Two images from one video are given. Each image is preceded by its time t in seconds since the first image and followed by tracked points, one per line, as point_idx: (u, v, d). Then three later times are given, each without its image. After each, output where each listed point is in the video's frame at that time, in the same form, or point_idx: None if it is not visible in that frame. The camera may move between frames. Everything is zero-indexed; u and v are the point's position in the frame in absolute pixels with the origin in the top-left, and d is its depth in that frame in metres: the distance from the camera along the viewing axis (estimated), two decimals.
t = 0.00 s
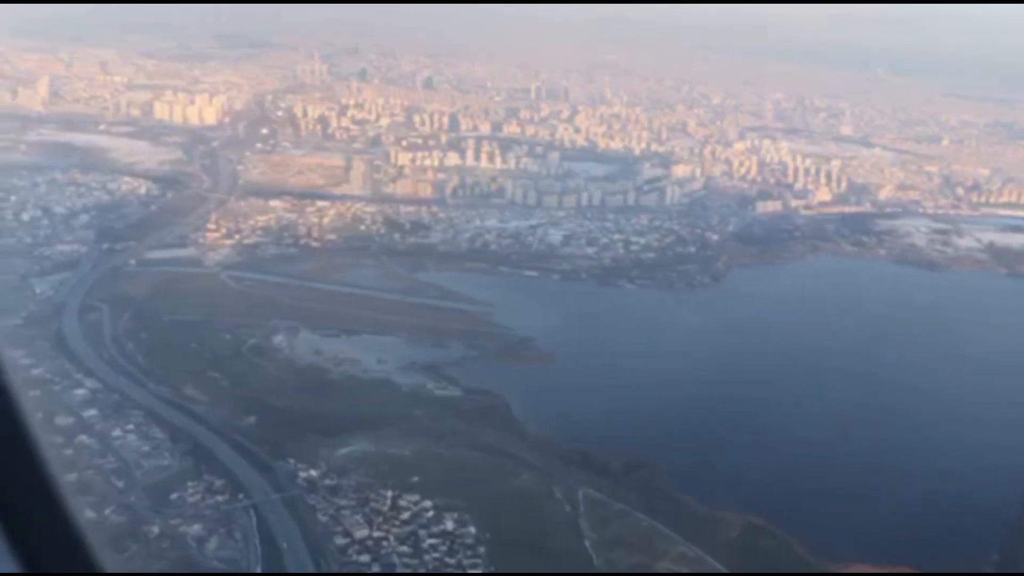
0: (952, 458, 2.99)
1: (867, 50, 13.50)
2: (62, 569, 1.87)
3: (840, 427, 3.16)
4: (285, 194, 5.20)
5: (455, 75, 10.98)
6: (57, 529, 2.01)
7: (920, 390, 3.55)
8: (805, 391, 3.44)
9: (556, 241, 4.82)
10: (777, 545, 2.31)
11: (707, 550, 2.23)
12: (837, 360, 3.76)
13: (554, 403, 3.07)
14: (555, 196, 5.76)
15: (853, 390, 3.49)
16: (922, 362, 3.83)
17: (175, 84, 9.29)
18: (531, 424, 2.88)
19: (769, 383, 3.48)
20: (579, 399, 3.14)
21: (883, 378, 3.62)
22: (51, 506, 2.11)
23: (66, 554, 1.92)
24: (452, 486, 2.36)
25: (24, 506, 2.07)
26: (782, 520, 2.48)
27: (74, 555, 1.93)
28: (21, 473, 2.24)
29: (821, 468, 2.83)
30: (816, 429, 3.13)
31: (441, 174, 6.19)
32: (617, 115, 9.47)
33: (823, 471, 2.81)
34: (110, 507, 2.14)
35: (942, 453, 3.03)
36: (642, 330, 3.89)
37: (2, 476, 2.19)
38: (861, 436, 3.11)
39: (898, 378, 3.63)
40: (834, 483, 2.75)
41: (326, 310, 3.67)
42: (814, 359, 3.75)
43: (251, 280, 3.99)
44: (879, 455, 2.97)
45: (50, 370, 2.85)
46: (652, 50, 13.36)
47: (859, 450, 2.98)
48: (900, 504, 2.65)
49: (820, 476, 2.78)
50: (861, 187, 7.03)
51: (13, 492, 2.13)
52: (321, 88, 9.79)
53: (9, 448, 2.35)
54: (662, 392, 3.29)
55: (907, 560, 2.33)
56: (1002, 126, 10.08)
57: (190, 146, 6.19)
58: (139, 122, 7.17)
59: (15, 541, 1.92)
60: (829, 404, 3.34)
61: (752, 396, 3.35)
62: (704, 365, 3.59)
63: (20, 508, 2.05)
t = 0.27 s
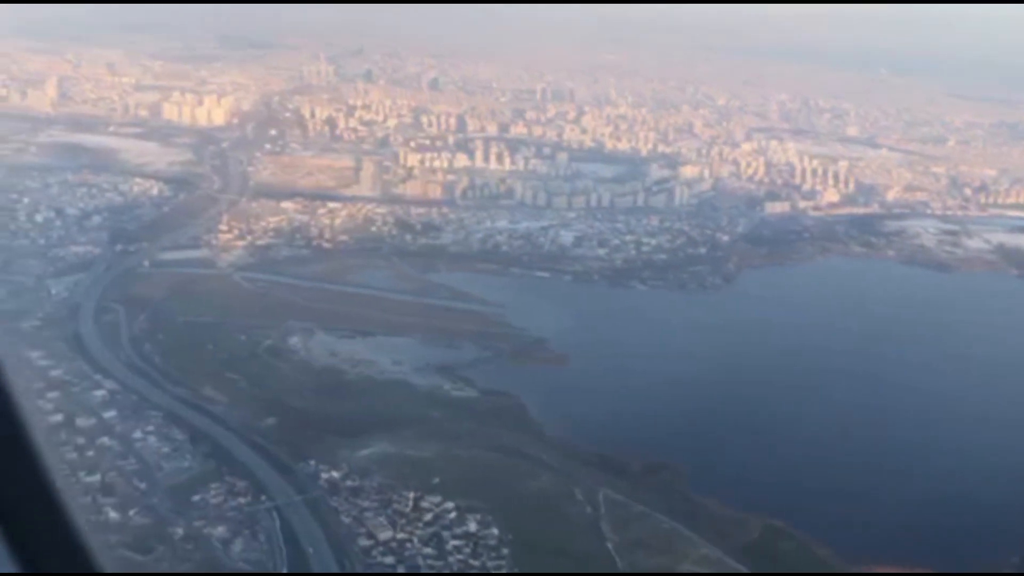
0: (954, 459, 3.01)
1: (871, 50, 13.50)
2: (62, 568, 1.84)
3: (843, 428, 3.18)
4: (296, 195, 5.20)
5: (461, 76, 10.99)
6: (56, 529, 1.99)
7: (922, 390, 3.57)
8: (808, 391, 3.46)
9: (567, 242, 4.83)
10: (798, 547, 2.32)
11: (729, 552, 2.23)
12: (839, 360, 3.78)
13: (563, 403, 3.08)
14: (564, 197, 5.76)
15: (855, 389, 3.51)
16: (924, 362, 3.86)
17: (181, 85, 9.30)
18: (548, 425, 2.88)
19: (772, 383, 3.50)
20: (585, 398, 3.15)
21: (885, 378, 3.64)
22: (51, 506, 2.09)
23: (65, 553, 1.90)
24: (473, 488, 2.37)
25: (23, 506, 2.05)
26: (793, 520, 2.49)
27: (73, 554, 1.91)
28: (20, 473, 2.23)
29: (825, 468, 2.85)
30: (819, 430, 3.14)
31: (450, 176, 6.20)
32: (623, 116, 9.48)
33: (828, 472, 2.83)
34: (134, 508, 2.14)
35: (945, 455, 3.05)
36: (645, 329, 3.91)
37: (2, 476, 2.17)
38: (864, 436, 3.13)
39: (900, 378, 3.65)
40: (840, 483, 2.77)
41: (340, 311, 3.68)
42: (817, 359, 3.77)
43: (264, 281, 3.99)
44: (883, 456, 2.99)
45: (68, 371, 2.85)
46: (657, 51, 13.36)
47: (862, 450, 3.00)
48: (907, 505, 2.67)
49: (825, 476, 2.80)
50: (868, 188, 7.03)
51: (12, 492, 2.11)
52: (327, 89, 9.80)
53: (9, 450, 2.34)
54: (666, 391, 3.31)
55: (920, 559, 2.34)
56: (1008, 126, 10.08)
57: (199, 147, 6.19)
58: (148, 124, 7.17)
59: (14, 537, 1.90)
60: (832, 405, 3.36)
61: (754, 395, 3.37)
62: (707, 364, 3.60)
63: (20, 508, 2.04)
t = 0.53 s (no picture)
0: (961, 460, 3.00)
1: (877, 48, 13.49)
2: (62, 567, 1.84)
3: (850, 427, 3.18)
4: (306, 195, 5.21)
5: (466, 75, 10.98)
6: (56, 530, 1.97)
7: (929, 390, 3.55)
8: (814, 390, 3.45)
9: (578, 241, 4.83)
10: (818, 547, 2.32)
11: (750, 552, 2.24)
12: (845, 360, 3.77)
13: (574, 404, 3.08)
14: (573, 196, 5.76)
15: (862, 389, 3.50)
16: (931, 362, 3.85)
17: (188, 84, 9.29)
18: (564, 426, 2.89)
19: (778, 382, 3.49)
20: (596, 398, 3.15)
21: (893, 378, 3.63)
22: (53, 506, 2.08)
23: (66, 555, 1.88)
24: (492, 487, 2.37)
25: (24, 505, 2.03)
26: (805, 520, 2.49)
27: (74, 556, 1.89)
28: (20, 473, 2.21)
29: (831, 469, 2.84)
30: (826, 429, 3.14)
31: (459, 175, 6.20)
32: (630, 115, 9.47)
33: (835, 472, 2.82)
34: (156, 508, 2.16)
35: (951, 455, 3.04)
36: (652, 329, 3.90)
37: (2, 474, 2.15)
38: (872, 436, 3.12)
39: (907, 378, 3.64)
40: (847, 483, 2.76)
41: (353, 311, 3.68)
42: (824, 358, 3.76)
43: (276, 280, 4.00)
44: (890, 456, 2.99)
45: (86, 371, 2.87)
46: (661, 50, 13.35)
47: (869, 450, 2.99)
48: (914, 506, 2.66)
49: (832, 476, 2.79)
50: (876, 187, 7.02)
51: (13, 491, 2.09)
52: (333, 88, 9.80)
53: (10, 449, 2.31)
54: (673, 390, 3.30)
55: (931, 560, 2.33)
56: (1015, 125, 10.06)
57: (208, 147, 6.19)
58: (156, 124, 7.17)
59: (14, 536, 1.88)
60: (838, 404, 3.35)
61: (761, 394, 3.37)
62: (713, 364, 3.60)
63: (21, 507, 2.02)
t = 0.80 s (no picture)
0: (970, 459, 2.99)
1: (882, 45, 13.46)
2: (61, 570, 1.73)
3: (857, 425, 3.17)
4: (316, 193, 5.21)
5: (471, 73, 10.98)
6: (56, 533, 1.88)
7: (936, 388, 3.55)
8: (821, 389, 3.44)
9: (589, 240, 4.83)
10: (839, 545, 2.33)
11: (773, 551, 2.25)
12: (851, 358, 3.76)
13: (587, 403, 3.08)
14: (583, 194, 5.76)
15: (869, 388, 3.50)
16: (938, 359, 3.84)
17: (194, 83, 9.29)
18: (580, 424, 2.89)
19: (785, 380, 3.48)
20: (607, 397, 3.15)
21: (901, 375, 3.63)
22: (53, 510, 1.99)
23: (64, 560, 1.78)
24: (513, 487, 2.38)
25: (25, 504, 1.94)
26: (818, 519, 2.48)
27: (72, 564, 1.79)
28: (20, 473, 2.12)
29: (839, 468, 2.83)
30: (833, 428, 3.13)
31: (468, 174, 6.20)
32: (636, 112, 9.47)
33: (842, 471, 2.81)
34: (179, 507, 2.16)
35: (958, 454, 3.03)
36: (659, 327, 3.89)
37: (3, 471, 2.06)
38: (878, 435, 3.11)
39: (913, 376, 3.64)
40: (856, 482, 2.76)
41: (366, 310, 3.69)
42: (830, 357, 3.75)
43: (289, 279, 4.00)
44: (897, 455, 2.98)
45: (104, 371, 2.87)
46: (666, 48, 13.34)
47: (876, 449, 2.99)
48: (923, 504, 2.65)
49: (840, 476, 2.78)
50: (885, 185, 7.02)
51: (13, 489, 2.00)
52: (338, 87, 9.80)
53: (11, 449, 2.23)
54: (681, 388, 3.30)
55: (946, 560, 2.33)
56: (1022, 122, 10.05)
57: (217, 146, 6.19)
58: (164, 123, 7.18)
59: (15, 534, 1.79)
60: (845, 403, 3.34)
61: (768, 393, 3.36)
62: (720, 362, 3.59)
63: (21, 506, 1.93)
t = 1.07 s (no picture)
0: (973, 460, 2.99)
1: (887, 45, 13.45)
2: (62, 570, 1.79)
3: (860, 425, 3.17)
4: (327, 194, 5.21)
5: (476, 74, 10.97)
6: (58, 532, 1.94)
7: (943, 388, 3.55)
8: (824, 388, 3.44)
9: (600, 240, 4.83)
10: (861, 545, 2.34)
11: (794, 551, 2.26)
12: (854, 358, 3.76)
13: (599, 403, 3.08)
14: (592, 195, 5.76)
15: (871, 387, 3.50)
16: (941, 359, 3.83)
17: (200, 83, 9.30)
18: (596, 425, 2.89)
19: (790, 379, 3.49)
20: (617, 396, 3.15)
21: (907, 375, 3.63)
22: (54, 508, 2.04)
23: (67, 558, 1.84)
24: (535, 487, 2.39)
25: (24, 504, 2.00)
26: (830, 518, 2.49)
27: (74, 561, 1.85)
28: (21, 473, 2.17)
29: (844, 467, 2.84)
30: (836, 427, 3.13)
31: (477, 174, 6.20)
32: (641, 112, 9.46)
33: (846, 471, 2.81)
34: (204, 508, 2.17)
35: (962, 454, 3.03)
36: (663, 327, 3.89)
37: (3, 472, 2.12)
38: (882, 434, 3.11)
39: (916, 376, 3.63)
40: (861, 481, 2.76)
41: (380, 310, 3.69)
42: (833, 357, 3.75)
43: (303, 280, 4.01)
44: (900, 455, 2.98)
45: (123, 371, 2.89)
46: (671, 48, 13.32)
47: (880, 448, 2.99)
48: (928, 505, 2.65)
49: (845, 475, 2.78)
50: (893, 186, 7.01)
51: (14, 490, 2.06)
52: (344, 87, 9.79)
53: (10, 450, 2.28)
54: (685, 387, 3.30)
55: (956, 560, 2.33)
56: None
57: (226, 146, 6.20)
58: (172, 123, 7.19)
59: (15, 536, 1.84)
60: (848, 402, 3.34)
61: (771, 392, 3.36)
62: (723, 362, 3.59)
63: (21, 507, 1.98)
